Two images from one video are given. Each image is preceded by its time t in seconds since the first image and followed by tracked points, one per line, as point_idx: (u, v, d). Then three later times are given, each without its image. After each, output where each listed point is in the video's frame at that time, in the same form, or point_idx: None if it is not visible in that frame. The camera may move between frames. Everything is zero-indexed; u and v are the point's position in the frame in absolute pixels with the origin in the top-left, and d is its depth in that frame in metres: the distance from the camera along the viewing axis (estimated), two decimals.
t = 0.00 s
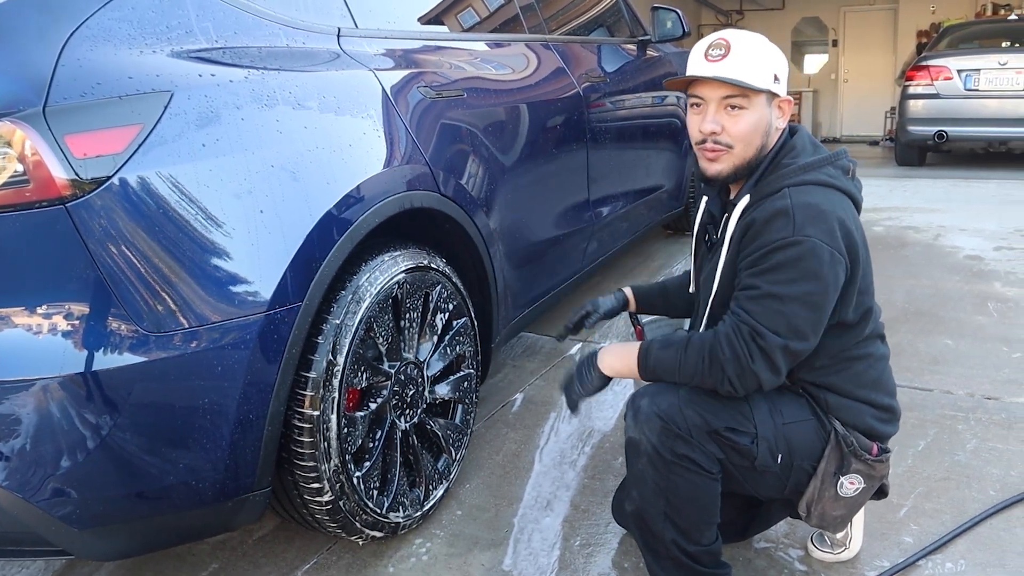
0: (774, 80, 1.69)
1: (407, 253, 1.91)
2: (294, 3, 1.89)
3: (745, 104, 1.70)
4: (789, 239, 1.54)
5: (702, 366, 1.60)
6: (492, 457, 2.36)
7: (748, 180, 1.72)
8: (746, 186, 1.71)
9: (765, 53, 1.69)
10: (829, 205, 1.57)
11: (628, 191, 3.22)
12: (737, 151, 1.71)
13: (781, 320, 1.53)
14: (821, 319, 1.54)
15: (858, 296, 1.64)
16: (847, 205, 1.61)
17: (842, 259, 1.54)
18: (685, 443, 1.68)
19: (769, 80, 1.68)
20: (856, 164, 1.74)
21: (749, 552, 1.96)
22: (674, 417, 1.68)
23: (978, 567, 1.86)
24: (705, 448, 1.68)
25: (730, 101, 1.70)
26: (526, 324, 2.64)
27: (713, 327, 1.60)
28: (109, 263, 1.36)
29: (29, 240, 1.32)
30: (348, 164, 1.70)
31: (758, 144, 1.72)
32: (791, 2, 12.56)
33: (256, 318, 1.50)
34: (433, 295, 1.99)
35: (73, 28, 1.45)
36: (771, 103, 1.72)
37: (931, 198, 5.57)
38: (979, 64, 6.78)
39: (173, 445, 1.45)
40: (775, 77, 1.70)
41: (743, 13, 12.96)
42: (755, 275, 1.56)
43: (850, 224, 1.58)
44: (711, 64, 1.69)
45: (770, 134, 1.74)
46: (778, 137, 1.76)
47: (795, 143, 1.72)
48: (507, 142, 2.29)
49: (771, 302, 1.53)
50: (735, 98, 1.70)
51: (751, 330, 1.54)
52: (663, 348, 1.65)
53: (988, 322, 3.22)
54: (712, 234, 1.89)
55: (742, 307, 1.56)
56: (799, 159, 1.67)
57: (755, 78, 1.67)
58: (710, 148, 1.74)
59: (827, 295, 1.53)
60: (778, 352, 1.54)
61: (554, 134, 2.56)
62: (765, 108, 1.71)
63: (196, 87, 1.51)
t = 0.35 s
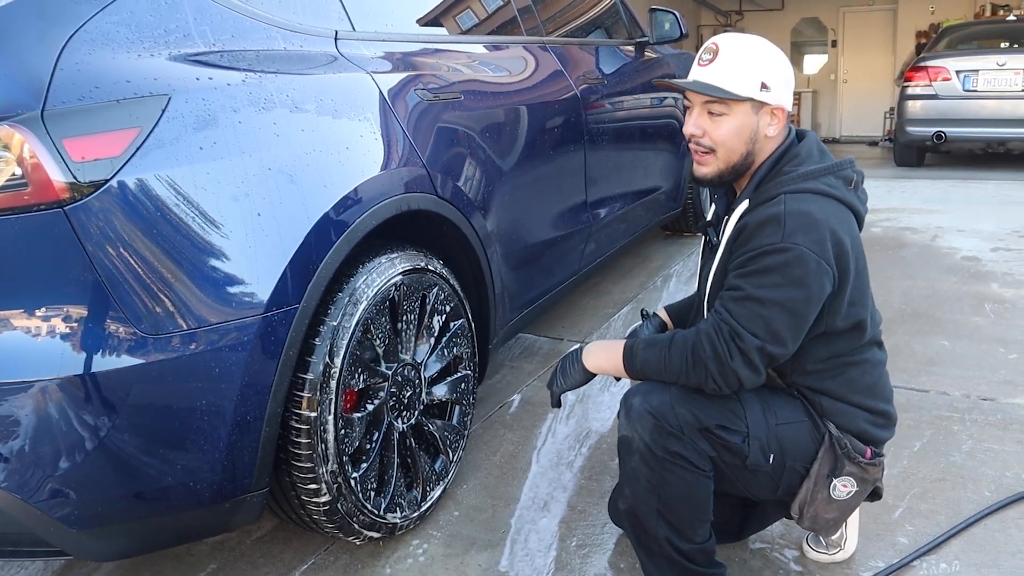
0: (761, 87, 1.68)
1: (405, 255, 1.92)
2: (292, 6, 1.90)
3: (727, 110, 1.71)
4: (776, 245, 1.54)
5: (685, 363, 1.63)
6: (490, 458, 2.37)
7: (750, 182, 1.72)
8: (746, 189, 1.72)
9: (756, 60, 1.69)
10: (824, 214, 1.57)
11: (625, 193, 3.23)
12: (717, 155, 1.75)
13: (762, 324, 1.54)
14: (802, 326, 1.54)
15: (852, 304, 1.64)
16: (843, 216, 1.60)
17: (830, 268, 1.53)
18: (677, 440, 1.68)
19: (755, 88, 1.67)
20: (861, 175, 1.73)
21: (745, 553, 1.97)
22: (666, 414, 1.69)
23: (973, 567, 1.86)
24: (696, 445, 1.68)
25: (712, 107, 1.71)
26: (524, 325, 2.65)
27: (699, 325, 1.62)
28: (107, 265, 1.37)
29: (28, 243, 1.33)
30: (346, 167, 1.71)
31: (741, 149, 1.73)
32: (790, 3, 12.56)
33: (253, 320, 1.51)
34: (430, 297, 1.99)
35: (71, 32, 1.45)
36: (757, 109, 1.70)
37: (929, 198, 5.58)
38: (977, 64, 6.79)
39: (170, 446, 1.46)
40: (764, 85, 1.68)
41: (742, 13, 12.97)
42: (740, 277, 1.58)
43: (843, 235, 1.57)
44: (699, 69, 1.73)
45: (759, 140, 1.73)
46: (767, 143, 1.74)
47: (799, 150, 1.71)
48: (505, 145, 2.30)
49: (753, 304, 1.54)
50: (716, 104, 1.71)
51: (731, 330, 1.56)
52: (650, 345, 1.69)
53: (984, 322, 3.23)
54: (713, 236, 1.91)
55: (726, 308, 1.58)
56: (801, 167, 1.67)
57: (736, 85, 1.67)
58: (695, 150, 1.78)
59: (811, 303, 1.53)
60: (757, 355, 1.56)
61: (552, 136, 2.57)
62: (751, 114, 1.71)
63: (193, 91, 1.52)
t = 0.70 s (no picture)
0: (750, 83, 1.68)
1: (402, 257, 1.92)
2: (290, 9, 1.91)
3: (718, 99, 1.73)
4: (788, 251, 1.55)
5: (689, 364, 1.64)
6: (488, 459, 2.38)
7: (761, 185, 1.72)
8: (756, 193, 1.72)
9: (758, 56, 1.69)
10: (837, 222, 1.57)
11: (624, 194, 3.23)
12: (707, 141, 1.79)
13: (769, 328, 1.55)
14: (809, 332, 1.56)
15: (856, 311, 1.65)
16: (854, 224, 1.61)
17: (840, 277, 1.54)
18: (680, 441, 1.69)
19: (743, 82, 1.68)
20: (871, 184, 1.74)
21: (741, 554, 1.98)
22: (669, 416, 1.70)
23: (968, 569, 1.87)
24: (698, 446, 1.69)
25: (708, 94, 1.76)
26: (523, 327, 2.66)
27: (704, 326, 1.63)
28: (106, 268, 1.37)
29: (28, 246, 1.34)
30: (344, 169, 1.72)
31: (726, 141, 1.75)
32: (790, 3, 12.57)
33: (251, 322, 1.52)
34: (428, 298, 2.00)
35: (70, 36, 1.46)
36: (745, 104, 1.70)
37: (927, 199, 5.59)
38: (976, 66, 6.80)
39: (169, 448, 1.47)
40: (754, 81, 1.68)
41: (742, 15, 12.98)
42: (750, 280, 1.58)
43: (854, 245, 1.58)
44: (709, 54, 1.79)
45: (745, 136, 1.73)
46: (756, 140, 1.73)
47: (814, 156, 1.70)
48: (504, 149, 2.31)
49: (761, 308, 1.55)
50: (711, 92, 1.75)
51: (738, 333, 1.57)
52: (654, 345, 1.69)
53: (981, 324, 3.24)
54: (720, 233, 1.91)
55: (734, 310, 1.58)
56: (815, 173, 1.66)
57: (727, 74, 1.70)
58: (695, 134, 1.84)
59: (820, 310, 1.54)
60: (762, 359, 1.57)
61: (550, 138, 2.58)
62: (738, 108, 1.71)
63: (192, 94, 1.52)
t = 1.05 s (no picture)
0: (758, 84, 1.68)
1: (402, 255, 1.92)
2: (290, 8, 1.91)
3: (725, 101, 1.72)
4: (779, 249, 1.55)
5: (680, 359, 1.64)
6: (487, 458, 2.38)
7: (756, 184, 1.72)
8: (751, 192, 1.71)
9: (763, 56, 1.69)
10: (829, 223, 1.57)
11: (623, 194, 3.24)
12: (713, 143, 1.77)
13: (758, 325, 1.55)
14: (798, 331, 1.55)
15: (849, 312, 1.65)
16: (847, 226, 1.61)
17: (830, 277, 1.54)
18: (674, 435, 1.69)
19: (752, 83, 1.68)
20: (869, 186, 1.73)
21: (740, 552, 1.98)
22: (662, 410, 1.70)
23: (967, 568, 1.87)
24: (692, 441, 1.70)
25: (713, 96, 1.74)
26: (522, 326, 2.66)
27: (695, 321, 1.63)
28: (106, 267, 1.37)
29: (28, 246, 1.34)
30: (343, 168, 1.72)
31: (734, 142, 1.74)
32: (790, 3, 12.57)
33: (251, 321, 1.52)
34: (428, 297, 2.00)
35: (70, 35, 1.46)
36: (753, 105, 1.70)
37: (927, 199, 5.60)
38: (976, 66, 6.80)
39: (168, 446, 1.47)
40: (763, 82, 1.68)
41: (742, 14, 12.97)
42: (740, 277, 1.58)
43: (846, 245, 1.58)
44: (710, 55, 1.77)
45: (754, 136, 1.73)
46: (763, 140, 1.74)
47: (811, 156, 1.71)
48: (503, 149, 2.31)
49: (751, 305, 1.55)
50: (716, 94, 1.73)
51: (728, 328, 1.57)
52: (646, 340, 1.70)
53: (981, 324, 3.24)
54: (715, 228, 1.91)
55: (724, 306, 1.59)
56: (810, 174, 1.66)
57: (734, 77, 1.69)
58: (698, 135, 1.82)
59: (809, 309, 1.53)
60: (751, 355, 1.57)
61: (550, 137, 2.58)
62: (747, 109, 1.71)
63: (191, 93, 1.53)
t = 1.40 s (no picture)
0: (784, 94, 1.68)
1: (402, 256, 1.92)
2: (290, 8, 1.91)
3: (749, 116, 1.70)
4: (783, 249, 1.54)
5: (684, 360, 1.64)
6: (487, 458, 2.38)
7: (756, 185, 1.72)
8: (751, 194, 1.71)
9: (778, 65, 1.68)
10: (831, 222, 1.57)
11: (623, 193, 3.23)
12: (735, 160, 1.74)
13: (763, 326, 1.55)
14: (803, 331, 1.55)
15: (851, 311, 1.65)
16: (850, 224, 1.61)
17: (835, 276, 1.54)
18: (675, 435, 1.69)
19: (779, 94, 1.67)
20: (867, 184, 1.74)
21: (740, 552, 1.98)
22: (665, 411, 1.70)
23: (967, 567, 1.87)
24: (695, 442, 1.70)
25: (734, 113, 1.71)
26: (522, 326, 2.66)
27: (698, 322, 1.63)
28: (105, 266, 1.37)
29: (27, 245, 1.34)
30: (342, 168, 1.72)
31: (758, 155, 1.73)
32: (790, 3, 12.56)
33: (249, 320, 1.52)
34: (428, 297, 2.00)
35: (69, 34, 1.46)
36: (776, 117, 1.70)
37: (927, 199, 5.59)
38: (976, 66, 6.79)
39: (168, 446, 1.47)
40: (787, 92, 1.68)
41: (743, 14, 12.96)
42: (744, 278, 1.58)
43: (848, 245, 1.58)
44: (719, 71, 1.71)
45: (775, 147, 1.73)
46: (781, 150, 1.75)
47: (807, 156, 1.72)
48: (503, 149, 2.31)
49: (756, 306, 1.55)
50: (739, 111, 1.70)
51: (732, 329, 1.57)
52: (649, 341, 1.70)
53: (981, 323, 3.24)
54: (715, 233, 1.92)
55: (729, 307, 1.58)
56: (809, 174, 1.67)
57: (763, 90, 1.66)
58: (710, 153, 1.77)
59: (814, 309, 1.53)
60: (756, 356, 1.57)
61: (550, 137, 2.58)
62: (771, 122, 1.70)
63: (191, 93, 1.53)
